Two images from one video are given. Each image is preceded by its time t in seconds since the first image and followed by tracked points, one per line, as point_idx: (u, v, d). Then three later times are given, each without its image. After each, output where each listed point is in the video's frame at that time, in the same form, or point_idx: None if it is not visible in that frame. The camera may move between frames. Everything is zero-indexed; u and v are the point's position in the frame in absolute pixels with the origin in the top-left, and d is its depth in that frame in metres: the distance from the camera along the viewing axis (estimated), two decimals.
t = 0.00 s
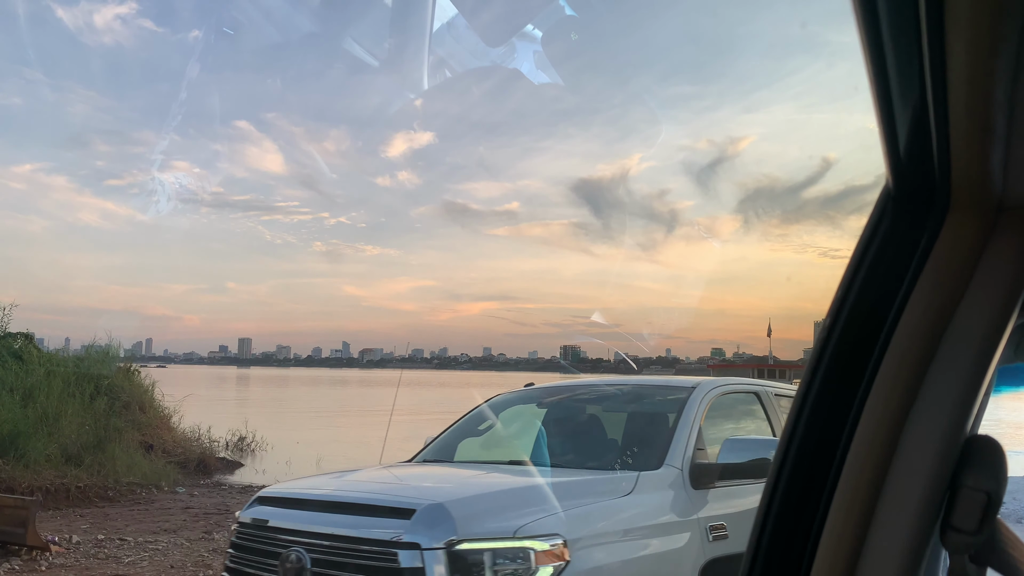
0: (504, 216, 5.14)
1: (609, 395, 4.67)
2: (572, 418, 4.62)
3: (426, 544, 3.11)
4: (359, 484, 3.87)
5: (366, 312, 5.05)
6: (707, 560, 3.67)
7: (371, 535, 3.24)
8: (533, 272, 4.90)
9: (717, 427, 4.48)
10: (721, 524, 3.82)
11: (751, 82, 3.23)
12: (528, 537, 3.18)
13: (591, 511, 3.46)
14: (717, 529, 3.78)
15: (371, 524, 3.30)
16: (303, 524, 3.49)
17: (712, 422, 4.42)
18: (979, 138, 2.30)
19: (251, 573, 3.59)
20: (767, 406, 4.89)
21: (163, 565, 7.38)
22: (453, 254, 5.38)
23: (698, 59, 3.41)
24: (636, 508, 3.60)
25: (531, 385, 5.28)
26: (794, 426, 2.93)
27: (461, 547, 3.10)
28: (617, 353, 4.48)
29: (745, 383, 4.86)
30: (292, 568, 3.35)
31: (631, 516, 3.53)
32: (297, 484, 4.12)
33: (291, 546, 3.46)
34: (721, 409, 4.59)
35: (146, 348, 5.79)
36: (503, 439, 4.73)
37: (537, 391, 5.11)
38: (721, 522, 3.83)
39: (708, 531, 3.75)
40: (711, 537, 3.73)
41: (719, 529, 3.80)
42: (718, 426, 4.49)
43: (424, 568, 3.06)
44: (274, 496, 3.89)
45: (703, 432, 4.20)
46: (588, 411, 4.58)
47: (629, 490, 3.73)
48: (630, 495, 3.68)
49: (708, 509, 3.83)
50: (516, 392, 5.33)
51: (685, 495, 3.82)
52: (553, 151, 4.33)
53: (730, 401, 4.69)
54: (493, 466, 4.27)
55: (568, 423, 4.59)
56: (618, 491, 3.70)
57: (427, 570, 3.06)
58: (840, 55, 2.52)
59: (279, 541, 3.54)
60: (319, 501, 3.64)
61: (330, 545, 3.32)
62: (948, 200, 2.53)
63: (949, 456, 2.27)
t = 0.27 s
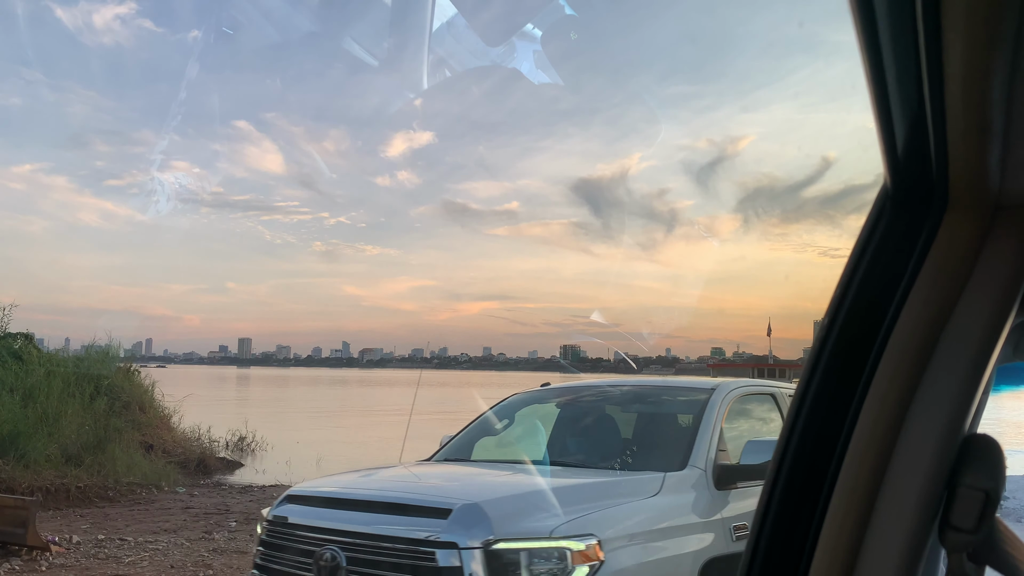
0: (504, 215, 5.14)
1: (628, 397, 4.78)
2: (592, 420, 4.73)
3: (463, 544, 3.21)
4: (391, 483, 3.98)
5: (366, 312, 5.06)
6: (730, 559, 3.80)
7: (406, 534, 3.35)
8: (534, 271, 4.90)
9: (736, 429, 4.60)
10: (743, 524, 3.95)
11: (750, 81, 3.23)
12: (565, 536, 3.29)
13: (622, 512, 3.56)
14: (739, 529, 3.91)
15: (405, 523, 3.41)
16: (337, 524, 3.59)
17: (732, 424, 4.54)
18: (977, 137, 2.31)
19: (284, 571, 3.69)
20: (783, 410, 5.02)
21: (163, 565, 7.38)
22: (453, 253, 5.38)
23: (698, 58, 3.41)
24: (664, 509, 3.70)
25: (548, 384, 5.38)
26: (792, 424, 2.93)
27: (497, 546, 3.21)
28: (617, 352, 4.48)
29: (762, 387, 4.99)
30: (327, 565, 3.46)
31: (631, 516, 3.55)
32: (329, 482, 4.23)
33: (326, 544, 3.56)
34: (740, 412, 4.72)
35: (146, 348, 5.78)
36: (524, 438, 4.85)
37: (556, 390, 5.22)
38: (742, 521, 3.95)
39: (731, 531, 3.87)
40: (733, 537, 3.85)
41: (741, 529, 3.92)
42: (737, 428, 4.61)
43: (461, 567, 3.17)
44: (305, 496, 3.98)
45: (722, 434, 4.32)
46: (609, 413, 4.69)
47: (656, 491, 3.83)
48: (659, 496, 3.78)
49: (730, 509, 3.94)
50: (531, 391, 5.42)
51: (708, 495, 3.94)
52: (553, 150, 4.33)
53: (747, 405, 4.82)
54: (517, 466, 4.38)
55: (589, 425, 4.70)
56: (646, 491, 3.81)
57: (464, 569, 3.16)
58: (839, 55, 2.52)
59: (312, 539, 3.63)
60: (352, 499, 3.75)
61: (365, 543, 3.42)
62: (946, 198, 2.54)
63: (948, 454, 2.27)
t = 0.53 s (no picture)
0: (504, 215, 5.14)
1: (645, 397, 4.83)
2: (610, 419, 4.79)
3: (497, 540, 3.27)
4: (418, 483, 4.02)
5: (366, 312, 5.06)
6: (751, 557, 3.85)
7: (438, 531, 3.38)
8: (534, 271, 4.90)
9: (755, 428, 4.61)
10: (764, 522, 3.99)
11: (749, 81, 3.23)
12: (596, 533, 3.35)
13: (646, 510, 3.61)
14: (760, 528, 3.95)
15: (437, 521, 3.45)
16: (369, 521, 3.58)
17: (750, 422, 4.56)
18: (976, 136, 2.31)
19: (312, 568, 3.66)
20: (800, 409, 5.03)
21: (163, 565, 7.37)
22: (453, 253, 5.38)
23: (697, 57, 3.42)
24: (687, 508, 3.75)
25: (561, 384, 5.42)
26: (792, 423, 2.93)
27: (530, 543, 3.27)
28: (617, 352, 4.48)
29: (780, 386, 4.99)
30: (359, 562, 3.44)
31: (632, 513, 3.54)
32: (354, 482, 4.25)
33: (356, 541, 3.54)
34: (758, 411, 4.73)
35: (146, 349, 5.78)
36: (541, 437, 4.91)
37: (571, 390, 5.27)
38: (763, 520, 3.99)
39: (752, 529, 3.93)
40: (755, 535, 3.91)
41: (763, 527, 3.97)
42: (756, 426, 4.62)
43: (495, 563, 3.22)
44: (331, 496, 3.97)
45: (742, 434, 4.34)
46: (627, 414, 4.75)
47: (678, 490, 3.88)
48: (681, 495, 3.84)
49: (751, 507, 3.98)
50: (546, 391, 5.48)
51: (729, 495, 3.99)
52: (553, 150, 4.33)
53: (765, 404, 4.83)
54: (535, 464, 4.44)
55: (606, 426, 4.76)
56: (668, 490, 3.86)
57: (499, 565, 3.21)
58: (838, 54, 2.53)
59: (341, 537, 3.61)
60: (382, 498, 3.77)
61: (398, 540, 3.42)
62: (946, 197, 2.54)
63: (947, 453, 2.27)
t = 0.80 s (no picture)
0: (503, 215, 5.14)
1: (656, 394, 4.86)
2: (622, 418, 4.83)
3: (526, 533, 3.30)
4: (442, 481, 4.07)
5: (366, 311, 5.06)
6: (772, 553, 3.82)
7: (465, 527, 3.42)
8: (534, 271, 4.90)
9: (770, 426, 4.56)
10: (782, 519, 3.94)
11: (748, 80, 3.23)
12: (624, 527, 3.36)
13: (669, 505, 3.63)
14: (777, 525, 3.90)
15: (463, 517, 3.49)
16: (394, 517, 3.62)
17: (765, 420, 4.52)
18: (976, 136, 2.31)
19: (338, 563, 3.70)
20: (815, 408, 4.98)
21: (163, 565, 7.37)
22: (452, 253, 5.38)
23: (696, 57, 3.42)
24: (708, 503, 3.76)
25: (573, 384, 5.47)
26: (792, 423, 2.93)
27: (557, 538, 3.30)
28: (616, 352, 4.49)
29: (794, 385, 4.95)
30: (386, 558, 3.48)
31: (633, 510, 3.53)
32: (377, 480, 4.30)
33: (382, 536, 3.58)
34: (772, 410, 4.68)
35: (145, 349, 5.78)
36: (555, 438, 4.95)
37: (583, 391, 5.31)
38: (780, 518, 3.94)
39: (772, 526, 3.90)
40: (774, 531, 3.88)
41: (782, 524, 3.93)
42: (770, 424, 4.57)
43: (523, 556, 3.25)
44: (354, 492, 4.02)
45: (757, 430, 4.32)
46: (638, 412, 4.78)
47: (699, 486, 3.89)
48: (702, 490, 3.85)
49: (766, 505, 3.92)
50: (558, 390, 5.53)
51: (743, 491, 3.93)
52: (553, 149, 4.34)
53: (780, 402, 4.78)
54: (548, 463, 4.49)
55: (620, 425, 4.79)
56: (689, 486, 3.88)
57: (527, 559, 3.24)
58: (838, 54, 2.53)
59: (367, 532, 3.65)
60: (408, 494, 3.82)
61: (425, 535, 3.46)
62: (945, 197, 2.54)
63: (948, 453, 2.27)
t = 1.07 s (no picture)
0: (503, 215, 5.14)
1: (667, 394, 4.89)
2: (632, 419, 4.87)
3: (546, 529, 3.33)
4: (456, 477, 4.08)
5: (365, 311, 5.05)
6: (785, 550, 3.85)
7: (484, 523, 3.44)
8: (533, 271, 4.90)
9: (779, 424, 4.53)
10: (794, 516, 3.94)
11: (748, 80, 3.23)
12: (642, 522, 3.41)
13: (684, 500, 3.66)
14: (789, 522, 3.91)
15: (478, 512, 3.51)
16: (412, 514, 3.63)
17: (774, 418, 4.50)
18: (976, 136, 2.31)
19: (357, 561, 3.71)
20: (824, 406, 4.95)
21: (163, 565, 7.37)
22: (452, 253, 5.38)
23: (696, 57, 3.42)
24: (722, 499, 3.79)
25: (582, 386, 5.51)
26: (792, 423, 2.93)
27: (576, 532, 3.33)
28: (617, 353, 4.49)
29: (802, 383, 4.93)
30: (406, 554, 3.50)
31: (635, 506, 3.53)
32: (391, 477, 4.32)
33: (400, 533, 3.59)
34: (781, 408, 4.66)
35: (145, 349, 5.78)
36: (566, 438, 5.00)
37: (594, 389, 5.35)
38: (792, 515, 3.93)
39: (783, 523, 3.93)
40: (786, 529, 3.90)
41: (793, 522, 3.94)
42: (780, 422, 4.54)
43: (544, 551, 3.28)
44: (370, 489, 4.03)
45: (767, 426, 4.34)
46: (648, 412, 4.82)
47: (712, 482, 3.92)
48: (715, 487, 3.88)
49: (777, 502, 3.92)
50: (567, 392, 5.57)
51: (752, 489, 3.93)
52: (553, 149, 4.34)
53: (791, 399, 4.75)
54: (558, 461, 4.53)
55: (630, 424, 4.83)
56: (703, 482, 3.91)
57: (547, 553, 3.27)
58: (838, 54, 2.53)
59: (385, 530, 3.67)
60: (424, 491, 3.83)
61: (444, 531, 3.47)
62: (945, 197, 2.54)
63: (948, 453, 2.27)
